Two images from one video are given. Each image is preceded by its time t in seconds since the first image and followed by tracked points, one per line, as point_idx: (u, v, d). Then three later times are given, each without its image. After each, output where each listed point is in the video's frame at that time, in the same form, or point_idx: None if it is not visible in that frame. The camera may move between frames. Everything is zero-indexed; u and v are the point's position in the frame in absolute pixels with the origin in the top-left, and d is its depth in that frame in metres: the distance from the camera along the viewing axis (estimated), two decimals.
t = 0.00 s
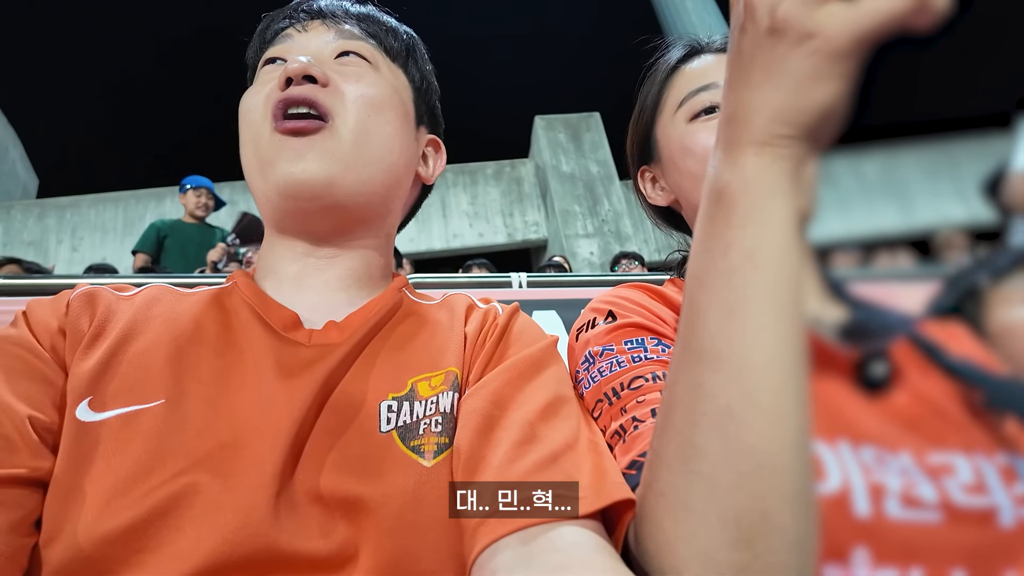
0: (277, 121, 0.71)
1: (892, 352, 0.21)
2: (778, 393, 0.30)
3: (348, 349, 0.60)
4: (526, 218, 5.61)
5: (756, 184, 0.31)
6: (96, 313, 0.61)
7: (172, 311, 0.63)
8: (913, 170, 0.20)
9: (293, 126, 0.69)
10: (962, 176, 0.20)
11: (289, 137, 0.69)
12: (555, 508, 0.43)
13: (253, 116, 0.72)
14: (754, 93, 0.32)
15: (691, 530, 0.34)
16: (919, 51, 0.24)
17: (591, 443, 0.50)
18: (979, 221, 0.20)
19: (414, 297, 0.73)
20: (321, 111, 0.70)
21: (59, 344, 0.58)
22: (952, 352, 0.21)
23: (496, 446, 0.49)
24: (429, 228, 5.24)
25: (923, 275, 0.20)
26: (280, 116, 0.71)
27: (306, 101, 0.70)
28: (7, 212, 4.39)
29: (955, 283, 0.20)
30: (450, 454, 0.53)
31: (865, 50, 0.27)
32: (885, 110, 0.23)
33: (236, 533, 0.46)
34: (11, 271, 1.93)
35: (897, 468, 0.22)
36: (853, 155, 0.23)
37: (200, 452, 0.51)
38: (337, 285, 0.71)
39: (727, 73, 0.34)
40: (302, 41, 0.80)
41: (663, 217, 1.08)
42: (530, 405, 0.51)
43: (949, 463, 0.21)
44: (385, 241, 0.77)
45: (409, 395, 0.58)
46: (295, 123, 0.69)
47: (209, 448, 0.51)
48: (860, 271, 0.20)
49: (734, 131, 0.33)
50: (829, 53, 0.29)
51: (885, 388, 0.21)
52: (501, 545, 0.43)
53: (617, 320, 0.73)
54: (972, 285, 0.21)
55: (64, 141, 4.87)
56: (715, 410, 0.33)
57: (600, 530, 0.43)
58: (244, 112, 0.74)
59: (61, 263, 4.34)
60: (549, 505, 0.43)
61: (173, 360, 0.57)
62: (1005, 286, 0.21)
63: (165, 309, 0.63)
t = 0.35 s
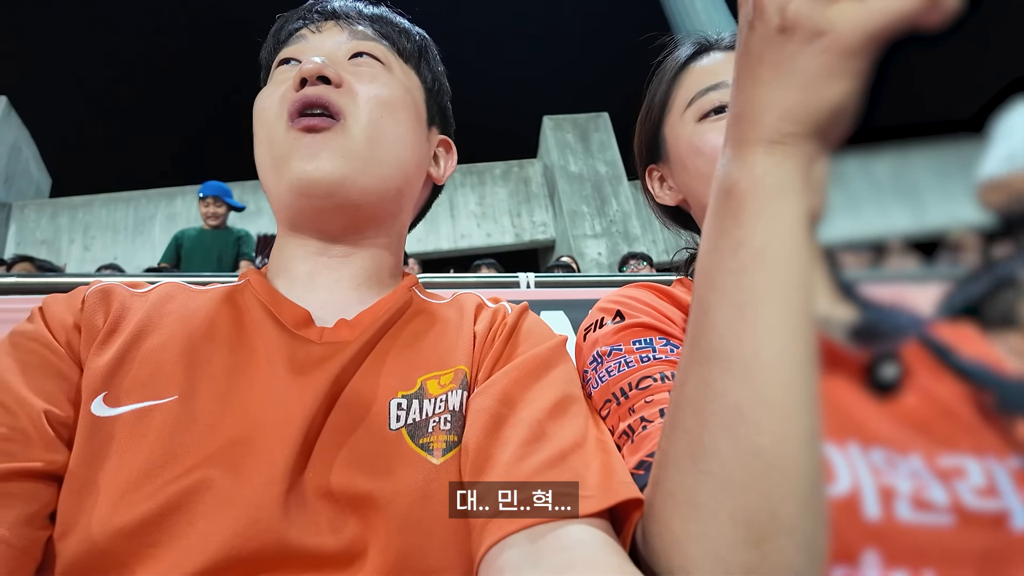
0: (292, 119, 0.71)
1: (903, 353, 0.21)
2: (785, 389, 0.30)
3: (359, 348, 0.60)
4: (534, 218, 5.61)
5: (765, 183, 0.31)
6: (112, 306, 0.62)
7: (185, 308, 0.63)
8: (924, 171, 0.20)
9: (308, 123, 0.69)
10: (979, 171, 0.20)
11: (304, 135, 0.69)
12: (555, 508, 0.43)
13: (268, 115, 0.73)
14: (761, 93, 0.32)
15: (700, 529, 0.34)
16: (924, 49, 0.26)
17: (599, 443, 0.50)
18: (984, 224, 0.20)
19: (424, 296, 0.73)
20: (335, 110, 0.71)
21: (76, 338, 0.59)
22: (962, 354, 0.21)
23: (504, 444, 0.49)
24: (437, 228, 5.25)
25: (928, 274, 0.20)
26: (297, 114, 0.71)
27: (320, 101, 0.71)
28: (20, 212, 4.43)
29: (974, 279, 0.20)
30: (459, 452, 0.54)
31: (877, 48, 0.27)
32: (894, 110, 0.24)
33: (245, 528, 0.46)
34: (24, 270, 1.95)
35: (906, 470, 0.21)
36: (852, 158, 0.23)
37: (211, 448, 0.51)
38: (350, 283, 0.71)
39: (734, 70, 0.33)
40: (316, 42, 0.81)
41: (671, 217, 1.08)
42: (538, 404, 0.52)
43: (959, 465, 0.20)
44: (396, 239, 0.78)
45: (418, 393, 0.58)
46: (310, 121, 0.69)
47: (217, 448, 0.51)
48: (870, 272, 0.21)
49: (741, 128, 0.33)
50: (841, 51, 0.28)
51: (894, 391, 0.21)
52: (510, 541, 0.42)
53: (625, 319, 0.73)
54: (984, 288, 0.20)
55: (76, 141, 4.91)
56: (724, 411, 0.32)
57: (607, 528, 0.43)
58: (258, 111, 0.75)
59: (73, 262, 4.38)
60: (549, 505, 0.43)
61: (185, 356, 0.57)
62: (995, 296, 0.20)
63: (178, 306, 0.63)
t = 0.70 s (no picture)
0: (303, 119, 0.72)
1: (910, 354, 0.21)
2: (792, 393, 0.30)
3: (365, 350, 0.60)
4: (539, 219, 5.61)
5: (774, 184, 0.32)
6: (117, 313, 0.62)
7: (193, 312, 0.64)
8: (933, 174, 0.21)
9: (318, 123, 0.70)
10: (988, 174, 0.20)
11: (314, 134, 0.70)
12: (554, 508, 0.43)
13: (279, 118, 0.73)
14: (772, 96, 0.32)
15: (708, 528, 0.34)
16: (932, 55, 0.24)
17: (605, 445, 0.50)
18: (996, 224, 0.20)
19: (430, 297, 0.73)
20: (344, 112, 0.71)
21: (82, 348, 0.59)
22: (970, 355, 0.21)
23: (510, 446, 0.49)
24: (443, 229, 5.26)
25: (934, 277, 0.20)
26: (309, 114, 0.71)
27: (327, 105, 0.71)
28: (30, 211, 4.47)
29: (973, 282, 0.20)
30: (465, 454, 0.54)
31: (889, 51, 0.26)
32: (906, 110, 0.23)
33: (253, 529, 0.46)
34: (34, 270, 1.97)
35: (915, 472, 0.20)
36: (858, 157, 0.24)
37: (219, 450, 0.52)
38: (358, 283, 0.72)
39: (748, 72, 0.34)
40: (325, 47, 0.81)
41: (678, 216, 1.08)
42: (544, 405, 0.52)
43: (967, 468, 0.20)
44: (404, 240, 0.78)
45: (424, 395, 0.58)
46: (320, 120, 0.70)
47: (225, 449, 0.52)
48: (876, 273, 0.21)
49: (753, 130, 0.33)
50: (854, 53, 0.28)
51: (902, 393, 0.21)
52: (516, 542, 0.42)
53: (632, 320, 0.73)
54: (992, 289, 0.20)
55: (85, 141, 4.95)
56: (732, 410, 0.33)
57: (613, 530, 0.43)
58: (269, 115, 0.75)
59: (82, 262, 4.41)
60: (549, 505, 0.43)
61: (193, 358, 0.58)
62: (998, 297, 0.20)
63: (185, 311, 0.64)
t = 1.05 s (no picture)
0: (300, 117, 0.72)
1: (914, 355, 0.21)
2: (798, 395, 0.30)
3: (368, 353, 0.60)
4: (542, 219, 5.61)
5: (774, 187, 0.31)
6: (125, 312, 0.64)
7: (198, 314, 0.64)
8: (937, 171, 0.21)
9: (314, 122, 0.70)
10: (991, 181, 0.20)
11: (310, 133, 0.70)
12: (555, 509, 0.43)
13: (277, 118, 0.73)
14: (772, 98, 0.32)
15: (710, 530, 0.34)
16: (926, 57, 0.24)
17: (609, 446, 0.50)
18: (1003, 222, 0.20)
19: (433, 298, 0.73)
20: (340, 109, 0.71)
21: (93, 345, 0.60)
22: (974, 355, 0.21)
23: (514, 447, 0.49)
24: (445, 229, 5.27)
25: (941, 275, 0.20)
26: (305, 113, 0.71)
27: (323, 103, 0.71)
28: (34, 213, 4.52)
29: (964, 285, 0.20)
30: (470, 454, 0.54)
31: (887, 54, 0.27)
32: (908, 112, 0.23)
33: (258, 533, 0.47)
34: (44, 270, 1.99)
35: (919, 472, 0.21)
36: (860, 157, 0.24)
37: (225, 448, 0.52)
38: (362, 284, 0.72)
39: (745, 75, 0.33)
40: (319, 48, 0.81)
41: (681, 216, 1.08)
42: (549, 406, 0.52)
43: (972, 467, 0.20)
44: (404, 238, 0.78)
45: (429, 395, 0.58)
46: (317, 120, 0.70)
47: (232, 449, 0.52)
48: (882, 273, 0.21)
49: (751, 133, 0.33)
50: (852, 58, 0.28)
51: (906, 393, 0.21)
52: (519, 544, 0.42)
53: (634, 321, 0.73)
54: (994, 289, 0.20)
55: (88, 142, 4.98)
56: (734, 411, 0.32)
57: (618, 531, 0.43)
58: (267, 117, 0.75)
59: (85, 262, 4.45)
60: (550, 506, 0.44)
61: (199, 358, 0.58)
62: (1000, 297, 0.20)
63: (193, 311, 0.64)
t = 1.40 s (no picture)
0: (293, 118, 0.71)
1: (912, 357, 0.21)
2: (790, 399, 0.30)
3: (361, 351, 0.60)
4: (542, 219, 5.62)
5: (767, 189, 0.31)
6: (145, 287, 0.65)
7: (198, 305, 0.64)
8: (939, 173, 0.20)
9: (307, 121, 0.69)
10: (989, 183, 0.20)
11: (303, 131, 0.69)
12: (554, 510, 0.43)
13: (273, 121, 0.73)
14: (762, 101, 0.32)
15: (705, 534, 0.33)
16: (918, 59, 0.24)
17: (607, 448, 0.50)
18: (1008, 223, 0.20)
19: (431, 299, 0.73)
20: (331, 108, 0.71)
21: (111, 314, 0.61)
22: (972, 356, 0.20)
23: (512, 448, 0.49)
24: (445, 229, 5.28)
25: (937, 276, 0.20)
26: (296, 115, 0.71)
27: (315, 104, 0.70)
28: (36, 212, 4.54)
29: (959, 285, 0.20)
30: (465, 454, 0.54)
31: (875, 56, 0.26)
32: (899, 112, 0.22)
33: (254, 534, 0.47)
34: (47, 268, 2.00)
35: (916, 474, 0.20)
36: (856, 156, 0.23)
37: (223, 445, 0.52)
38: (359, 284, 0.71)
39: (737, 81, 0.34)
40: (314, 52, 0.82)
41: (678, 216, 1.08)
42: (547, 407, 0.52)
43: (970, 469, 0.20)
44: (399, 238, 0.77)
45: (425, 395, 0.58)
46: (309, 119, 0.69)
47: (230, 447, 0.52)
48: (879, 273, 0.21)
49: (742, 137, 0.34)
50: (841, 61, 0.28)
51: (904, 395, 0.20)
52: (517, 546, 0.42)
53: (631, 323, 0.73)
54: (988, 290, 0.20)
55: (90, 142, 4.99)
56: (730, 413, 0.32)
57: (615, 534, 0.43)
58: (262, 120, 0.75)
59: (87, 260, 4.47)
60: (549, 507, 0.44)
61: (200, 353, 0.58)
62: (998, 295, 0.20)
63: (201, 297, 0.65)
